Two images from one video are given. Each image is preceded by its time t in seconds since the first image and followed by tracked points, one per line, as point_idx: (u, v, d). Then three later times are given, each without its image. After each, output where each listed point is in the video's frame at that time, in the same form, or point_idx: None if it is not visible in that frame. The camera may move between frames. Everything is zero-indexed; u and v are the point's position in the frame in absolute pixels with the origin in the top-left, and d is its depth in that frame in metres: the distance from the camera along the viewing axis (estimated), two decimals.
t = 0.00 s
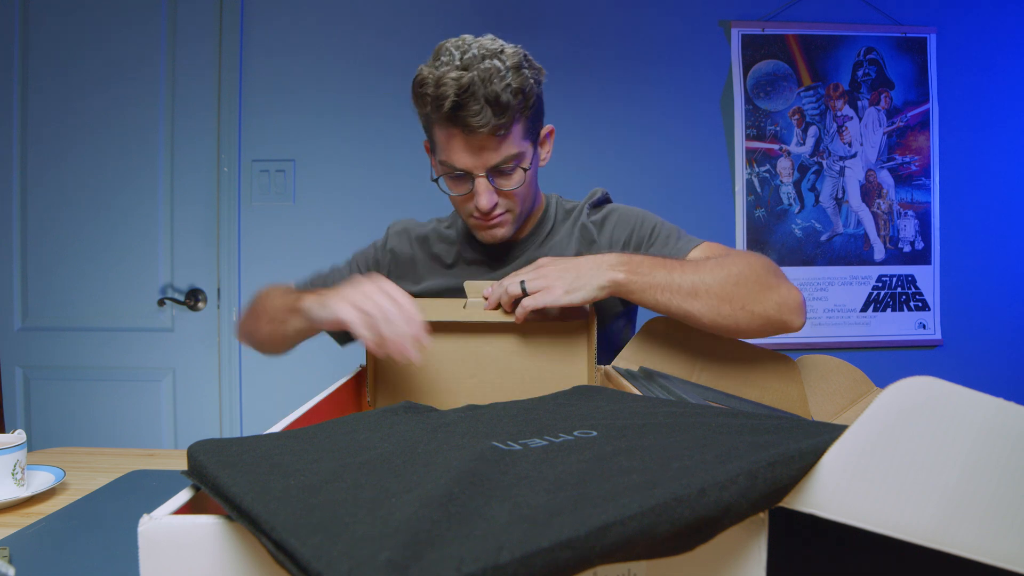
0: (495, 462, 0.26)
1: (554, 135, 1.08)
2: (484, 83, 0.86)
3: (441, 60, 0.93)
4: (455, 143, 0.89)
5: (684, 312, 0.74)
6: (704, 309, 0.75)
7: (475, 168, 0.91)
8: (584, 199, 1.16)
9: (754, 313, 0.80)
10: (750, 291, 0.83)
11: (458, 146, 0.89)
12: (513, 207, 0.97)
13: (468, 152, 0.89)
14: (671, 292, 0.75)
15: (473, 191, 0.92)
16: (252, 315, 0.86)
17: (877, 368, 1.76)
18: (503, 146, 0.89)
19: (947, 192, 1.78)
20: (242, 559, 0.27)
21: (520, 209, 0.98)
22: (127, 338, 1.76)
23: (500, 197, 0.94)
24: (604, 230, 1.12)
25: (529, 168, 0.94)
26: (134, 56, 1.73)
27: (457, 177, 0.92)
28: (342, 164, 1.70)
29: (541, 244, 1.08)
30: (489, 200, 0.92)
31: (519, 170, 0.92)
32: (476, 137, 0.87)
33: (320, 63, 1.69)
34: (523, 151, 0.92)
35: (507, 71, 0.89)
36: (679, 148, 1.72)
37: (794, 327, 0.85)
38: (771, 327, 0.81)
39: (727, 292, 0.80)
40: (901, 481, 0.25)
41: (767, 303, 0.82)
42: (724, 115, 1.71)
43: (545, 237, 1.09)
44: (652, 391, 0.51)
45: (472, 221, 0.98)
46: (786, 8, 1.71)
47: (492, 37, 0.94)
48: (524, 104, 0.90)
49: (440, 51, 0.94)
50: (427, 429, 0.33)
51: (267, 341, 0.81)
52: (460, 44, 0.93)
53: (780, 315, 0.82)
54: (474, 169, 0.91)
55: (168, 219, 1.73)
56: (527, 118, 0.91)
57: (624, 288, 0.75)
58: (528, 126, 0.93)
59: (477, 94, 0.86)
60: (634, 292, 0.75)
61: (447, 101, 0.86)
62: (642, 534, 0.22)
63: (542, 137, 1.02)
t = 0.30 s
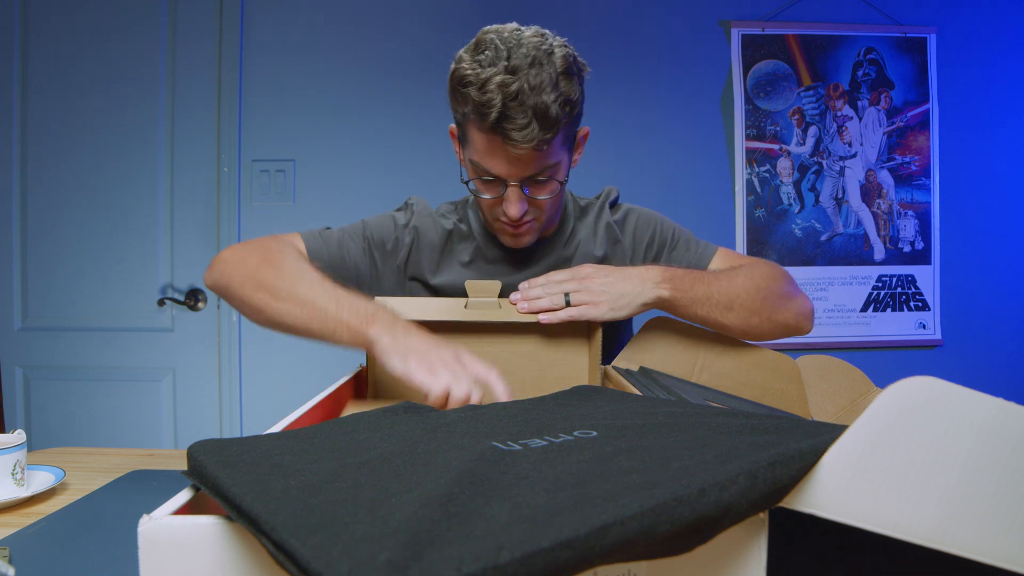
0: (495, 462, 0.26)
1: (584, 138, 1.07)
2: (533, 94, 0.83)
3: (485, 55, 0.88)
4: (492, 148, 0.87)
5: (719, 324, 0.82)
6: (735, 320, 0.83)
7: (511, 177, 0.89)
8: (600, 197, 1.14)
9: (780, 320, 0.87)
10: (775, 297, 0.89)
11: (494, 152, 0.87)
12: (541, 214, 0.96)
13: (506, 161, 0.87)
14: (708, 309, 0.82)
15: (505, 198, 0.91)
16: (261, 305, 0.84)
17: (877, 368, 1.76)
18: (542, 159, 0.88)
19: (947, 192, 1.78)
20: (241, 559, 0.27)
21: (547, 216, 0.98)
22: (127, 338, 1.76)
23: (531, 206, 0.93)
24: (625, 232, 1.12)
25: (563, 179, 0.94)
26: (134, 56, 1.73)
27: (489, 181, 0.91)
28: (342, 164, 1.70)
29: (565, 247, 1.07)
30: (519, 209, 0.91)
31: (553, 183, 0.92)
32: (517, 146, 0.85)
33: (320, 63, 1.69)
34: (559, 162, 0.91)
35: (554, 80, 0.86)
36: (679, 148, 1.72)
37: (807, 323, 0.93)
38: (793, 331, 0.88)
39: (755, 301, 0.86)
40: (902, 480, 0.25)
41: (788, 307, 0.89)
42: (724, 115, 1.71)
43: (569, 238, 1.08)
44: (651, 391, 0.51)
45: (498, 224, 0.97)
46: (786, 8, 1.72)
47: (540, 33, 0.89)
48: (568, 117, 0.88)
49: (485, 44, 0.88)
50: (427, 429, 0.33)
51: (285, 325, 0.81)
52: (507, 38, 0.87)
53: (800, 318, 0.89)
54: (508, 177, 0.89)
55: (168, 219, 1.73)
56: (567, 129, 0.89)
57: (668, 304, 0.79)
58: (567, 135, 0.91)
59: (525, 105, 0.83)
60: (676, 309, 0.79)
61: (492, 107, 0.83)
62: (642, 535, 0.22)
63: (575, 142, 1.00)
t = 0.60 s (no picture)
0: (493, 471, 0.26)
1: (588, 140, 1.07)
2: (529, 92, 0.84)
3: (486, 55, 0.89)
4: (489, 147, 0.87)
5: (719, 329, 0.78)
6: (735, 326, 0.79)
7: (509, 177, 0.89)
8: (607, 198, 1.14)
9: (782, 325, 0.84)
10: (777, 302, 0.85)
11: (492, 151, 0.87)
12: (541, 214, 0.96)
13: (503, 159, 0.87)
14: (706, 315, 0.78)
15: (504, 198, 0.90)
16: (266, 253, 0.82)
17: (877, 369, 1.76)
18: (540, 158, 0.87)
19: (947, 192, 1.78)
20: (237, 563, 0.27)
21: (548, 218, 0.97)
22: (127, 338, 1.76)
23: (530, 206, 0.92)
24: (629, 232, 1.12)
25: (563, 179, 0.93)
26: (135, 56, 1.73)
27: (488, 179, 0.91)
28: (342, 164, 1.70)
29: (569, 248, 1.07)
30: (518, 209, 0.90)
31: (552, 182, 0.91)
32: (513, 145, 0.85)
33: (320, 63, 1.69)
34: (558, 161, 0.90)
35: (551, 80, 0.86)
36: (679, 148, 1.72)
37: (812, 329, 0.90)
38: (795, 337, 0.85)
39: (756, 306, 0.83)
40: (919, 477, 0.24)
41: (790, 313, 0.86)
42: (724, 115, 1.71)
43: (572, 237, 1.08)
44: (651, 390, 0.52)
45: (498, 224, 0.96)
46: (786, 9, 1.72)
47: (540, 34, 0.90)
48: (567, 116, 0.88)
49: (486, 44, 0.90)
50: (426, 429, 0.33)
51: (286, 265, 0.80)
52: (508, 38, 0.89)
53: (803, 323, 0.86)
54: (507, 176, 0.89)
55: (168, 219, 1.73)
56: (567, 129, 0.89)
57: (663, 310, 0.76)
58: (568, 135, 0.91)
59: (521, 103, 0.84)
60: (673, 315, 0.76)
61: (489, 106, 0.83)
62: (643, 547, 0.22)
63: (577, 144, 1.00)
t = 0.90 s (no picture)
0: (494, 470, 0.26)
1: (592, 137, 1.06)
2: (552, 84, 0.86)
3: (501, 53, 0.91)
4: (509, 140, 0.88)
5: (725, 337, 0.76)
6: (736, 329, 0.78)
7: (530, 169, 0.90)
8: (607, 199, 1.14)
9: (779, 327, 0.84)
10: (768, 304, 0.85)
11: (512, 144, 0.88)
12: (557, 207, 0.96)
13: (525, 151, 0.88)
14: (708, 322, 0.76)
15: (523, 192, 0.91)
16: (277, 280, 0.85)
17: (877, 369, 1.76)
18: (561, 149, 0.89)
19: (947, 191, 1.78)
20: (237, 563, 0.27)
21: (562, 212, 0.98)
22: (127, 338, 1.75)
23: (548, 198, 0.93)
24: (626, 231, 1.10)
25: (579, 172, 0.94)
26: (134, 56, 1.73)
27: (507, 174, 0.91)
28: (342, 164, 1.70)
29: (567, 247, 1.07)
30: (537, 203, 0.91)
31: (570, 174, 0.93)
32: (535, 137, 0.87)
33: (319, 63, 1.69)
34: (574, 156, 0.92)
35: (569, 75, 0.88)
36: (678, 148, 1.72)
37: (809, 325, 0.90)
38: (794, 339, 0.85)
39: (752, 310, 0.82)
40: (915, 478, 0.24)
41: (785, 313, 0.85)
42: (724, 115, 1.71)
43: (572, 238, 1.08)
44: (652, 391, 0.51)
45: (512, 220, 0.96)
46: (786, 8, 1.71)
47: (552, 33, 0.92)
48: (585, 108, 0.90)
49: (499, 43, 0.91)
50: (426, 431, 0.33)
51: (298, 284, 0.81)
52: (522, 37, 0.91)
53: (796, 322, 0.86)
54: (526, 170, 0.90)
55: (168, 219, 1.73)
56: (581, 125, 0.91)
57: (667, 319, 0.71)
58: (582, 129, 0.93)
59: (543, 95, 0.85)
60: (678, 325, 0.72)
61: (511, 99, 0.84)
62: (643, 541, 0.22)
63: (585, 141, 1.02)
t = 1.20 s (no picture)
0: (494, 470, 0.26)
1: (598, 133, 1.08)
2: (571, 68, 0.89)
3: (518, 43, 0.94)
4: (527, 122, 0.91)
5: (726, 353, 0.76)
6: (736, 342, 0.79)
7: (546, 154, 0.92)
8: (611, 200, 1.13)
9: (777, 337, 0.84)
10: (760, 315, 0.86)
11: (530, 125, 0.91)
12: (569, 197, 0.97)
13: (543, 134, 0.91)
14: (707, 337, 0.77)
15: (537, 176, 0.92)
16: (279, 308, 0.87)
17: (877, 369, 1.76)
18: (576, 133, 0.92)
19: (947, 191, 1.78)
20: (236, 562, 0.27)
21: (572, 202, 1.00)
22: (127, 338, 1.75)
23: (561, 185, 0.95)
24: (631, 232, 1.09)
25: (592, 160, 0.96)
26: (134, 56, 1.73)
27: (524, 158, 0.93)
28: (341, 164, 1.69)
29: (571, 246, 1.08)
30: (551, 186, 0.92)
31: (583, 161, 0.95)
32: (554, 117, 0.89)
33: (319, 63, 1.69)
34: (587, 143, 0.94)
35: (587, 62, 0.92)
36: (679, 148, 1.72)
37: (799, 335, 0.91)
38: (794, 351, 0.85)
39: (749, 322, 0.83)
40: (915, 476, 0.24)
41: (778, 323, 0.86)
42: (724, 114, 1.71)
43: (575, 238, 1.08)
44: (651, 391, 0.51)
45: (523, 209, 0.97)
46: (786, 8, 1.71)
47: (566, 26, 0.97)
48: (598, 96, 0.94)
49: (515, 33, 0.95)
50: (425, 431, 0.33)
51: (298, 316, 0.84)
52: (537, 29, 0.96)
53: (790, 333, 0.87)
54: (542, 153, 0.92)
55: (168, 219, 1.73)
56: (595, 113, 0.95)
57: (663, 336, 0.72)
58: (595, 118, 0.97)
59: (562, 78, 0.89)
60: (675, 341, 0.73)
61: (533, 79, 0.87)
62: (643, 541, 0.22)
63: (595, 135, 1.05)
